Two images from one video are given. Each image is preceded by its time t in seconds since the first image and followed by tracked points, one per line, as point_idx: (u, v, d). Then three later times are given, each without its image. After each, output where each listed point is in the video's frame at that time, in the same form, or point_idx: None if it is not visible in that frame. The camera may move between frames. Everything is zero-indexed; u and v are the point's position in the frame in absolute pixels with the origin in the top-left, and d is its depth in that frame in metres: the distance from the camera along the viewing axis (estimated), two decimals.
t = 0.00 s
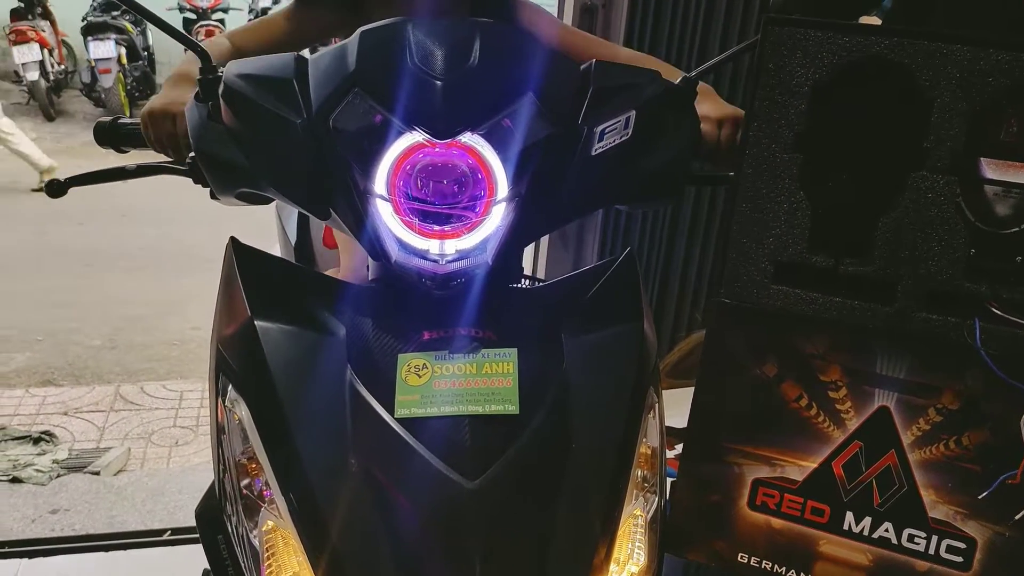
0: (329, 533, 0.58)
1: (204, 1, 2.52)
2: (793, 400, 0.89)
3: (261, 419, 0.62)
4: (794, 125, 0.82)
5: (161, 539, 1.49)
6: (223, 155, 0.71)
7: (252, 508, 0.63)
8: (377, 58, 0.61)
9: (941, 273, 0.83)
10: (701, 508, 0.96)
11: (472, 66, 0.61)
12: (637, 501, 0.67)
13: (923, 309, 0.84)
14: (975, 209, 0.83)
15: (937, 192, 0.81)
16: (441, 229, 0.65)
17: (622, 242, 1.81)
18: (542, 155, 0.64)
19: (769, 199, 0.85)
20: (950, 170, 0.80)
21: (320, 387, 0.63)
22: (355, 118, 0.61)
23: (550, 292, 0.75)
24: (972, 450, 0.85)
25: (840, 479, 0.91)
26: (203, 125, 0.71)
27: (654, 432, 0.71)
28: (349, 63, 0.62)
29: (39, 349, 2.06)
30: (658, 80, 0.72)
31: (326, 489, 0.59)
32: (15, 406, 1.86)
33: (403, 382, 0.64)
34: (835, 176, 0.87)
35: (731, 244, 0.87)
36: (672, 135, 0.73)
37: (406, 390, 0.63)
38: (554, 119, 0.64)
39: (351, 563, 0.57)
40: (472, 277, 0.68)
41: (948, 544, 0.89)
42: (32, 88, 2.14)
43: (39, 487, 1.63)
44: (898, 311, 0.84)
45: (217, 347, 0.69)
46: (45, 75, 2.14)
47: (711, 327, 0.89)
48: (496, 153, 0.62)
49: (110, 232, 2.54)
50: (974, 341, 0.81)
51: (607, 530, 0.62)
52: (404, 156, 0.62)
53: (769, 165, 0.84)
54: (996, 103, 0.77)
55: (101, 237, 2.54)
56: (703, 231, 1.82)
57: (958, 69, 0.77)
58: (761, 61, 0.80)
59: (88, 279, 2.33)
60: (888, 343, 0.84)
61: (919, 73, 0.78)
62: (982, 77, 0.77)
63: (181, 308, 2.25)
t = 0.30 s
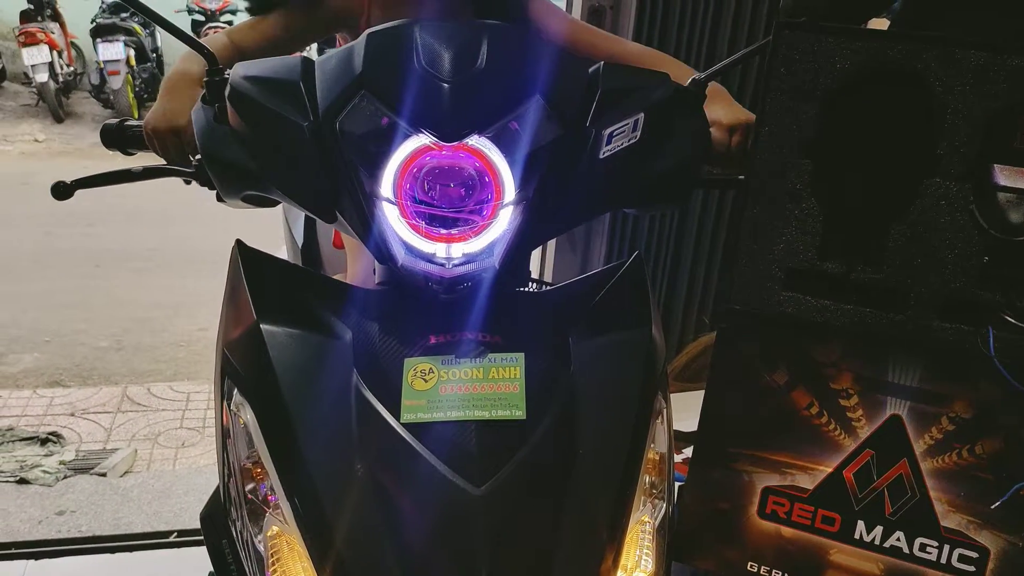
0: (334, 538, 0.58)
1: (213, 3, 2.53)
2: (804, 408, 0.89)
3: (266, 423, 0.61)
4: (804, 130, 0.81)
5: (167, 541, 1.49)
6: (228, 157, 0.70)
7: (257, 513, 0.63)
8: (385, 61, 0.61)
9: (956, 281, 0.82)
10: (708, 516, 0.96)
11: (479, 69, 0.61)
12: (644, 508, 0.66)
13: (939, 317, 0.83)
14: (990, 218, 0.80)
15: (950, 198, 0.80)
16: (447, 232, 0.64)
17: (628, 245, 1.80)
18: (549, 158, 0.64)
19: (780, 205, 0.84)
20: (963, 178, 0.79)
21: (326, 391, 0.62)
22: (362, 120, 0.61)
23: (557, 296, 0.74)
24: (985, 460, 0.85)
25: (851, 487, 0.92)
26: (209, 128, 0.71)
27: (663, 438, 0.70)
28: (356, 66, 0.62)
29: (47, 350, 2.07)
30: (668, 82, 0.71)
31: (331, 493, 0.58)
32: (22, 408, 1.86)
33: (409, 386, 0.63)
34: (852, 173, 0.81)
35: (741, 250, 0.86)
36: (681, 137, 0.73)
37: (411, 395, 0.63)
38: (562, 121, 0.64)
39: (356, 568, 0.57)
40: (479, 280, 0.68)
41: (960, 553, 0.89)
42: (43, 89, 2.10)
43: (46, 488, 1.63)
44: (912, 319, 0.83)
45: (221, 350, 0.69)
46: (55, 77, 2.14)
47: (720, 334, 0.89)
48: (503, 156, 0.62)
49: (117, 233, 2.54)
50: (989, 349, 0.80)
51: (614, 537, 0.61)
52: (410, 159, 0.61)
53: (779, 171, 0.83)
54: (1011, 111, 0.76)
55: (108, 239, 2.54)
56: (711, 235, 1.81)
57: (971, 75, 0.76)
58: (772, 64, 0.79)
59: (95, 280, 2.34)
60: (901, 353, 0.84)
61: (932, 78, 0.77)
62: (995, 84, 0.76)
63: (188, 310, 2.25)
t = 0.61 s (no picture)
0: (336, 540, 0.57)
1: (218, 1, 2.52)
2: (794, 420, 0.94)
3: (269, 424, 0.61)
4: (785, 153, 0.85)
5: (170, 540, 1.48)
6: (231, 155, 0.70)
7: (259, 514, 0.63)
8: (389, 58, 0.61)
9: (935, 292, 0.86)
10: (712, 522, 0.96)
11: (485, 67, 0.60)
12: (649, 511, 0.66)
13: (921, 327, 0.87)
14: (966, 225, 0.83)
15: (929, 213, 0.84)
16: (451, 232, 0.64)
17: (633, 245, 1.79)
18: (553, 158, 0.63)
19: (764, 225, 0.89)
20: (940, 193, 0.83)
21: (328, 391, 0.62)
22: (367, 120, 0.61)
23: (563, 298, 0.74)
24: (971, 466, 0.89)
25: (843, 495, 0.96)
26: (213, 126, 0.70)
27: (667, 439, 0.69)
28: (360, 64, 0.61)
29: (50, 348, 2.07)
30: (675, 80, 0.70)
31: (333, 493, 0.58)
32: (25, 405, 1.86)
33: (413, 387, 0.63)
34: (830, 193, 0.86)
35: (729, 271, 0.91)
36: (688, 136, 0.72)
37: (415, 396, 0.62)
38: (567, 120, 0.63)
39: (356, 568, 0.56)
40: (483, 281, 0.67)
41: (952, 558, 0.92)
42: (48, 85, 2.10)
43: (49, 486, 1.63)
44: (895, 331, 0.88)
45: (224, 350, 0.69)
46: (60, 75, 2.14)
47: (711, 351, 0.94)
48: (508, 156, 0.61)
49: (121, 231, 2.54)
50: (968, 358, 0.85)
51: (618, 539, 0.60)
52: (414, 158, 0.61)
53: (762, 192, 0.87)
54: (989, 125, 0.79)
55: (112, 237, 2.54)
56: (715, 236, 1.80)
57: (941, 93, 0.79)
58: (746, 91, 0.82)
59: (99, 278, 2.34)
60: (888, 364, 0.89)
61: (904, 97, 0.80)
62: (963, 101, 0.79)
63: (191, 308, 2.25)
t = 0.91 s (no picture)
0: (332, 546, 0.57)
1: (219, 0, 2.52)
2: (806, 423, 1.03)
3: (265, 429, 0.61)
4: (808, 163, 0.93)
5: (167, 541, 1.48)
6: (225, 159, 0.69)
7: (255, 520, 0.62)
8: (388, 63, 0.60)
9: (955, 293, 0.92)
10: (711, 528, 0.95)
11: (484, 71, 0.60)
12: (648, 518, 0.65)
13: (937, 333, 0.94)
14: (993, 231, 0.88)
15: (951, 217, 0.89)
16: (450, 238, 0.63)
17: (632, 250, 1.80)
18: (553, 163, 0.63)
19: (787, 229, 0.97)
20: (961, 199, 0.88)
21: (325, 396, 0.62)
22: (365, 124, 0.60)
23: (561, 303, 0.74)
24: (984, 477, 0.96)
25: (853, 503, 1.04)
26: (210, 129, 0.70)
27: (666, 446, 0.69)
28: (358, 69, 0.61)
29: (49, 347, 2.07)
30: (675, 84, 0.70)
31: (329, 498, 0.58)
32: (23, 404, 1.86)
33: (411, 394, 0.63)
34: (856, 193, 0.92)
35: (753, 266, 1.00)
36: (689, 139, 0.72)
37: (412, 402, 0.62)
38: (567, 125, 0.63)
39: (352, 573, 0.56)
40: (481, 286, 0.67)
41: (960, 569, 1.00)
42: (48, 84, 2.08)
43: (47, 486, 1.63)
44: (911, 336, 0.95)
45: (221, 354, 0.68)
46: (60, 73, 2.13)
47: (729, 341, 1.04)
48: (507, 161, 0.61)
49: (121, 230, 2.54)
50: (990, 368, 0.91)
51: (616, 547, 0.60)
52: (413, 163, 0.60)
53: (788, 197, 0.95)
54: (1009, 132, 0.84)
55: (112, 236, 2.54)
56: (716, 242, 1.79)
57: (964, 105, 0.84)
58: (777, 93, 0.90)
59: (98, 277, 2.33)
60: (901, 368, 0.96)
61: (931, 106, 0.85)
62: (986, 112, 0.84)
63: (191, 308, 2.25)
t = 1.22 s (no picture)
0: (323, 550, 0.57)
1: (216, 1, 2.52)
2: (810, 415, 0.98)
3: (256, 433, 0.61)
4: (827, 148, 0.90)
5: (162, 543, 1.48)
6: (227, 165, 0.71)
7: (247, 523, 0.63)
8: (379, 69, 0.61)
9: (969, 293, 0.87)
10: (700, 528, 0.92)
11: (473, 76, 0.60)
12: (639, 522, 0.66)
13: (949, 333, 0.88)
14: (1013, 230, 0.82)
15: (971, 211, 0.85)
16: (438, 242, 0.63)
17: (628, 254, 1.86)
18: (543, 168, 0.63)
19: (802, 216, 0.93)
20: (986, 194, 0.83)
21: (317, 399, 0.62)
22: (354, 130, 0.60)
23: (553, 307, 0.74)
24: (987, 480, 0.91)
25: (851, 499, 1.00)
26: (210, 136, 0.71)
27: (658, 449, 0.69)
28: (349, 75, 0.62)
29: (45, 347, 2.07)
30: (668, 87, 0.70)
31: (321, 502, 0.58)
32: (20, 406, 1.86)
33: (402, 398, 0.63)
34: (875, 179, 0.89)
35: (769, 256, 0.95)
36: (682, 143, 0.72)
37: (405, 406, 0.62)
38: (556, 129, 0.63)
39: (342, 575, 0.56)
40: (470, 291, 0.67)
41: (954, 569, 0.96)
42: (43, 84, 2.08)
43: (43, 488, 1.63)
44: (922, 333, 0.89)
45: (215, 357, 0.68)
46: (56, 74, 2.12)
47: (735, 335, 0.99)
48: (495, 166, 0.61)
49: (118, 231, 2.54)
50: (1005, 369, 0.86)
51: (608, 551, 0.60)
52: (401, 167, 0.61)
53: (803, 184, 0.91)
54: None
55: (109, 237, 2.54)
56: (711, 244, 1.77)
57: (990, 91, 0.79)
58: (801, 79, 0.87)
59: (95, 278, 2.33)
60: (911, 368, 0.91)
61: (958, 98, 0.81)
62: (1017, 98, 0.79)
63: (188, 309, 2.25)
